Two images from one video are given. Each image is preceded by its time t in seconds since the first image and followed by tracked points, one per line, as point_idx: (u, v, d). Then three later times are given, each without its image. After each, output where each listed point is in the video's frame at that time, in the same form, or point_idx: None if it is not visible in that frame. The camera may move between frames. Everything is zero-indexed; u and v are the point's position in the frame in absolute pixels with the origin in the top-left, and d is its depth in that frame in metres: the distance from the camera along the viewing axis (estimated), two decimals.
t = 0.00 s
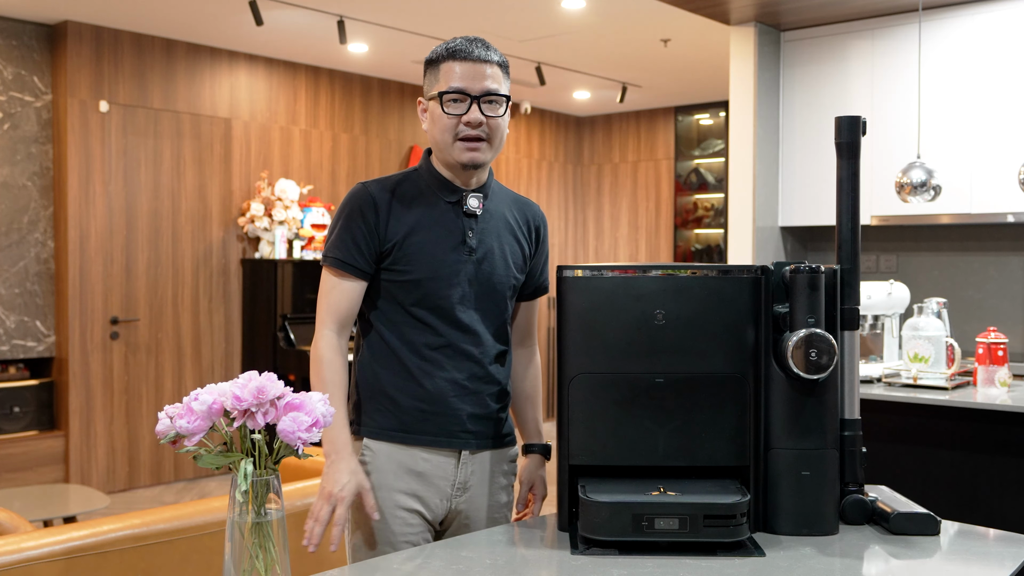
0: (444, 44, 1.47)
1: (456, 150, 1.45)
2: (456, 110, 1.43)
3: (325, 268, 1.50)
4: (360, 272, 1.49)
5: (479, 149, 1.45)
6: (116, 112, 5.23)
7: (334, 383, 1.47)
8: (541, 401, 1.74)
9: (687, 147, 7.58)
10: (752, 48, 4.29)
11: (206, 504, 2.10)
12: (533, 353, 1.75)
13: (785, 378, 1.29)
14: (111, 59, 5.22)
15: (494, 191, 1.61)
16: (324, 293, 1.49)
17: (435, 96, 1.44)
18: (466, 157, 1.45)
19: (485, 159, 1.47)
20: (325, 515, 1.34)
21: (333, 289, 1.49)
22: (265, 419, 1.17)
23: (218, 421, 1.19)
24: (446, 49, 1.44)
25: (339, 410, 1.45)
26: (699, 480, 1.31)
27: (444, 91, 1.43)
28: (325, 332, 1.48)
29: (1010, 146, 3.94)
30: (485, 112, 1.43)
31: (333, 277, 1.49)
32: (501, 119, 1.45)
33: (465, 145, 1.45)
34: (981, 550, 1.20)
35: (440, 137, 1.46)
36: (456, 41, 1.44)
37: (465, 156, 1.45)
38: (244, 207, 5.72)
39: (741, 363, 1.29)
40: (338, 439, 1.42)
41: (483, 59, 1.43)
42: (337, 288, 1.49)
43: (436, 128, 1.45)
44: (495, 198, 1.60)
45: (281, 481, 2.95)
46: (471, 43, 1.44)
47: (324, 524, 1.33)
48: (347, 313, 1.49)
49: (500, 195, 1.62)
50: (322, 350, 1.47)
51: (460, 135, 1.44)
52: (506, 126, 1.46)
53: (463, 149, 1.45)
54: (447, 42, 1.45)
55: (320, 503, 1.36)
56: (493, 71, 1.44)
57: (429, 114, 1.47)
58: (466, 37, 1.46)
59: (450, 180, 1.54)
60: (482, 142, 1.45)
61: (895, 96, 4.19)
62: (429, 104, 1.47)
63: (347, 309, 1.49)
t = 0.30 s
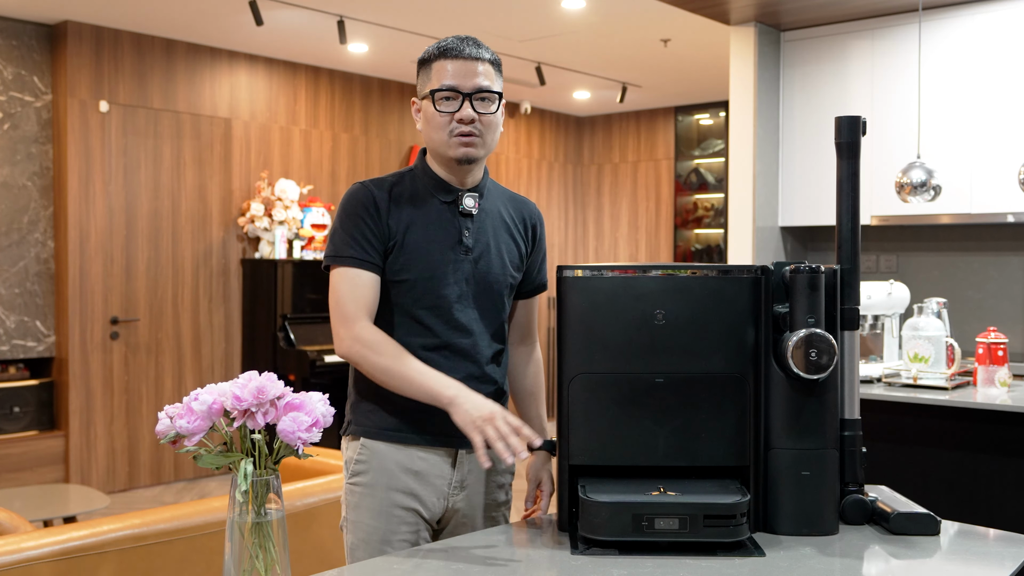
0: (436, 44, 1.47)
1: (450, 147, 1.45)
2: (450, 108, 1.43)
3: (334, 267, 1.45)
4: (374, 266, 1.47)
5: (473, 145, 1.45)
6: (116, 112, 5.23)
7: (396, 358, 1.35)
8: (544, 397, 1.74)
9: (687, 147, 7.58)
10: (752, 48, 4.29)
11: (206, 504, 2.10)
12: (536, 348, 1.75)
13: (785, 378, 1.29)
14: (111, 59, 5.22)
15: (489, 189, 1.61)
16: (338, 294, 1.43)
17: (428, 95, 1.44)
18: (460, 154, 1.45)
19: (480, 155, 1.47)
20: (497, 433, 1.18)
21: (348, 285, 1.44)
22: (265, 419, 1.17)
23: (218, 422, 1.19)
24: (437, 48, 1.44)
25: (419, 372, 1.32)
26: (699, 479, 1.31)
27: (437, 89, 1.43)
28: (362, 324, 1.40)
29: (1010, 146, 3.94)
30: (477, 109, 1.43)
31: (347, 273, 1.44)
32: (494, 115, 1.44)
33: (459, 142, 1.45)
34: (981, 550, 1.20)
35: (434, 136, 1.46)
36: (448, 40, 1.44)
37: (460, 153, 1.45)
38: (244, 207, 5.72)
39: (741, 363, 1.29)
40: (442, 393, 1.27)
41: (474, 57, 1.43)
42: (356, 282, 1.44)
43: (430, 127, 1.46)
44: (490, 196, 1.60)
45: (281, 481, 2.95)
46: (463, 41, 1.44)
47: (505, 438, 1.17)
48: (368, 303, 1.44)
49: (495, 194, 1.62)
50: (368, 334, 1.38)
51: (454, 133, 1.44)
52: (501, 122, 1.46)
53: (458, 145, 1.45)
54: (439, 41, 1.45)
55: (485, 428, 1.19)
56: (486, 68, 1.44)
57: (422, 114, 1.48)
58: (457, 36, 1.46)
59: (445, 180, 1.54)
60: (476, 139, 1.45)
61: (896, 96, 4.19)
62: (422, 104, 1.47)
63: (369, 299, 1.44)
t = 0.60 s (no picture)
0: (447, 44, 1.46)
1: (457, 151, 1.45)
2: (459, 111, 1.43)
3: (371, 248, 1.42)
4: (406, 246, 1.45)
5: (480, 150, 1.46)
6: (116, 112, 5.23)
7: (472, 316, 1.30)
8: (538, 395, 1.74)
9: (687, 147, 7.58)
10: (752, 48, 4.29)
11: (206, 504, 2.10)
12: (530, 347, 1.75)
13: (785, 378, 1.29)
14: (111, 59, 5.22)
15: (492, 192, 1.61)
16: (390, 271, 1.39)
17: (437, 97, 1.44)
18: (467, 158, 1.46)
19: (486, 159, 1.47)
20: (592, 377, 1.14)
21: (395, 259, 1.39)
22: (265, 419, 1.17)
23: (218, 421, 1.19)
24: (448, 50, 1.43)
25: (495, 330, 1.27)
26: (699, 480, 1.31)
27: (446, 91, 1.43)
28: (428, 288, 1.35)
29: (1010, 146, 3.94)
30: (486, 113, 1.43)
31: (393, 249, 1.40)
32: (502, 120, 1.45)
33: (466, 146, 1.45)
34: (981, 550, 1.20)
35: (442, 138, 1.46)
36: (459, 42, 1.43)
37: (466, 156, 1.46)
38: (244, 207, 5.72)
39: (741, 363, 1.29)
40: (521, 348, 1.22)
41: (484, 60, 1.43)
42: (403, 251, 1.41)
43: (437, 128, 1.46)
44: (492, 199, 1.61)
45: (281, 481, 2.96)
46: (474, 44, 1.43)
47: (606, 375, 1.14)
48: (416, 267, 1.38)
49: (496, 196, 1.62)
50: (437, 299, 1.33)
51: (462, 136, 1.45)
52: (509, 127, 1.46)
53: (465, 149, 1.45)
54: (449, 42, 1.45)
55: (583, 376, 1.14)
56: (496, 72, 1.43)
57: (431, 114, 1.47)
58: (469, 38, 1.45)
59: (451, 180, 1.54)
60: (483, 143, 1.45)
61: (895, 96, 4.19)
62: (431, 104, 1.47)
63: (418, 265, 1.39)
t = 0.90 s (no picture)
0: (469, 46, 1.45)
1: (470, 158, 1.45)
2: (476, 119, 1.43)
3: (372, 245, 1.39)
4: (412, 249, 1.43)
5: (493, 159, 1.46)
6: (116, 112, 5.23)
7: (434, 335, 1.21)
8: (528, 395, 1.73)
9: (687, 147, 7.58)
10: (752, 49, 4.29)
11: (206, 504, 2.10)
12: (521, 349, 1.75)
13: (785, 378, 1.29)
14: (111, 59, 5.22)
15: (498, 196, 1.61)
16: (390, 267, 1.35)
17: (456, 101, 1.43)
18: (480, 166, 1.46)
19: (498, 169, 1.47)
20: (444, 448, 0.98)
21: (396, 257, 1.36)
22: (265, 419, 1.17)
23: (218, 422, 1.19)
24: (470, 54, 1.42)
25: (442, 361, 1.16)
26: (699, 479, 1.31)
27: (465, 96, 1.42)
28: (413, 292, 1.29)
29: (1011, 146, 3.94)
30: (503, 122, 1.43)
31: (394, 246, 1.38)
32: (518, 130, 1.45)
33: (479, 154, 1.45)
34: (981, 550, 1.20)
35: (455, 142, 1.45)
36: (482, 48, 1.42)
37: (479, 164, 1.46)
38: (244, 207, 5.72)
39: (741, 363, 1.29)
40: (431, 386, 1.10)
41: (505, 69, 1.42)
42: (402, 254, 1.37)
43: (452, 133, 1.46)
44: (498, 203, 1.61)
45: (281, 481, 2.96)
46: (496, 51, 1.42)
47: (447, 459, 0.97)
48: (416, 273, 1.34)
49: (501, 200, 1.62)
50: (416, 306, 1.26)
51: (476, 143, 1.44)
52: (523, 138, 1.46)
53: (478, 156, 1.45)
54: (471, 46, 1.43)
55: (444, 439, 1.00)
56: (516, 82, 1.43)
57: (447, 117, 1.46)
58: (491, 43, 1.44)
59: (461, 182, 1.53)
60: (497, 153, 1.45)
61: (895, 96, 4.19)
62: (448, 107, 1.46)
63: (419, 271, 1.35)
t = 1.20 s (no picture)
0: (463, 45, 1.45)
1: (469, 155, 1.45)
2: (472, 115, 1.43)
3: (347, 258, 1.43)
4: (385, 261, 1.44)
5: (491, 154, 1.46)
6: (116, 112, 5.23)
7: (361, 376, 1.35)
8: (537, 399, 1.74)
9: (687, 147, 7.58)
10: (752, 49, 4.29)
11: (206, 504, 2.10)
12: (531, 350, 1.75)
13: (785, 378, 1.29)
14: (111, 59, 5.22)
15: (499, 195, 1.61)
16: (350, 288, 1.42)
17: (451, 99, 1.43)
18: (478, 162, 1.46)
19: (496, 164, 1.47)
20: (332, 513, 1.20)
21: (363, 277, 1.42)
22: (265, 419, 1.17)
23: (218, 422, 1.19)
24: (465, 52, 1.42)
25: (361, 404, 1.33)
26: (699, 479, 1.31)
27: (461, 94, 1.42)
28: (359, 322, 1.38)
29: (1011, 147, 3.94)
30: (499, 118, 1.43)
31: (364, 265, 1.42)
32: (515, 125, 1.45)
33: (477, 150, 1.45)
34: (981, 550, 1.20)
35: (453, 139, 1.46)
36: (475, 45, 1.42)
37: (477, 160, 1.46)
38: (244, 207, 5.72)
39: (742, 363, 1.29)
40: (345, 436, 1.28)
41: (500, 65, 1.42)
42: (366, 278, 1.42)
43: (450, 131, 1.46)
44: (499, 202, 1.61)
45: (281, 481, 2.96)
46: (490, 48, 1.42)
47: (331, 522, 1.19)
48: (376, 302, 1.41)
49: (502, 199, 1.62)
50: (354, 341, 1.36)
51: (474, 140, 1.44)
52: (520, 132, 1.46)
53: (476, 153, 1.45)
54: (465, 44, 1.43)
55: (330, 502, 1.22)
56: (511, 77, 1.43)
57: (444, 115, 1.47)
58: (486, 40, 1.44)
59: (460, 181, 1.54)
60: (495, 148, 1.45)
61: (895, 96, 4.19)
62: (445, 106, 1.46)
63: (377, 298, 1.41)
